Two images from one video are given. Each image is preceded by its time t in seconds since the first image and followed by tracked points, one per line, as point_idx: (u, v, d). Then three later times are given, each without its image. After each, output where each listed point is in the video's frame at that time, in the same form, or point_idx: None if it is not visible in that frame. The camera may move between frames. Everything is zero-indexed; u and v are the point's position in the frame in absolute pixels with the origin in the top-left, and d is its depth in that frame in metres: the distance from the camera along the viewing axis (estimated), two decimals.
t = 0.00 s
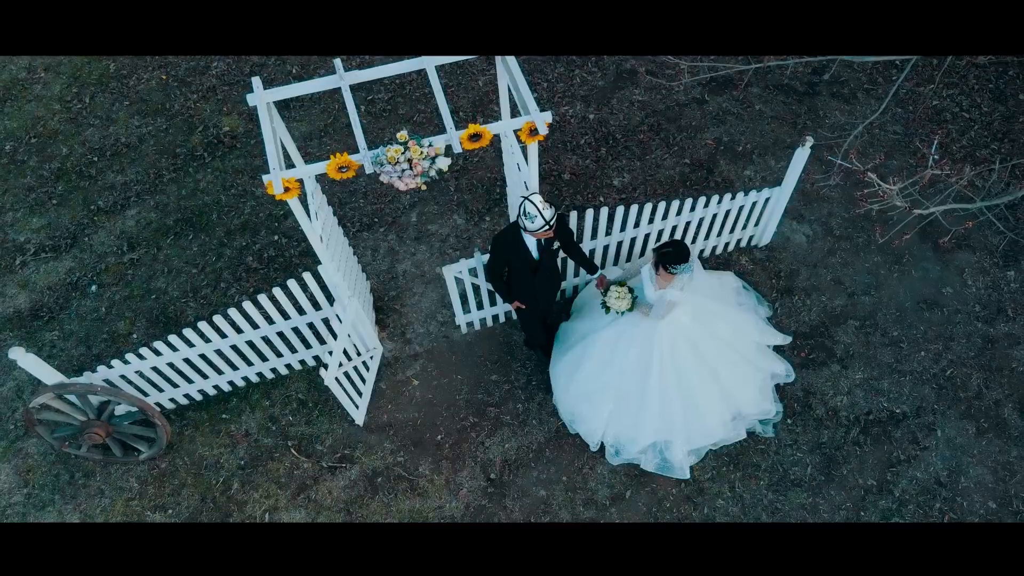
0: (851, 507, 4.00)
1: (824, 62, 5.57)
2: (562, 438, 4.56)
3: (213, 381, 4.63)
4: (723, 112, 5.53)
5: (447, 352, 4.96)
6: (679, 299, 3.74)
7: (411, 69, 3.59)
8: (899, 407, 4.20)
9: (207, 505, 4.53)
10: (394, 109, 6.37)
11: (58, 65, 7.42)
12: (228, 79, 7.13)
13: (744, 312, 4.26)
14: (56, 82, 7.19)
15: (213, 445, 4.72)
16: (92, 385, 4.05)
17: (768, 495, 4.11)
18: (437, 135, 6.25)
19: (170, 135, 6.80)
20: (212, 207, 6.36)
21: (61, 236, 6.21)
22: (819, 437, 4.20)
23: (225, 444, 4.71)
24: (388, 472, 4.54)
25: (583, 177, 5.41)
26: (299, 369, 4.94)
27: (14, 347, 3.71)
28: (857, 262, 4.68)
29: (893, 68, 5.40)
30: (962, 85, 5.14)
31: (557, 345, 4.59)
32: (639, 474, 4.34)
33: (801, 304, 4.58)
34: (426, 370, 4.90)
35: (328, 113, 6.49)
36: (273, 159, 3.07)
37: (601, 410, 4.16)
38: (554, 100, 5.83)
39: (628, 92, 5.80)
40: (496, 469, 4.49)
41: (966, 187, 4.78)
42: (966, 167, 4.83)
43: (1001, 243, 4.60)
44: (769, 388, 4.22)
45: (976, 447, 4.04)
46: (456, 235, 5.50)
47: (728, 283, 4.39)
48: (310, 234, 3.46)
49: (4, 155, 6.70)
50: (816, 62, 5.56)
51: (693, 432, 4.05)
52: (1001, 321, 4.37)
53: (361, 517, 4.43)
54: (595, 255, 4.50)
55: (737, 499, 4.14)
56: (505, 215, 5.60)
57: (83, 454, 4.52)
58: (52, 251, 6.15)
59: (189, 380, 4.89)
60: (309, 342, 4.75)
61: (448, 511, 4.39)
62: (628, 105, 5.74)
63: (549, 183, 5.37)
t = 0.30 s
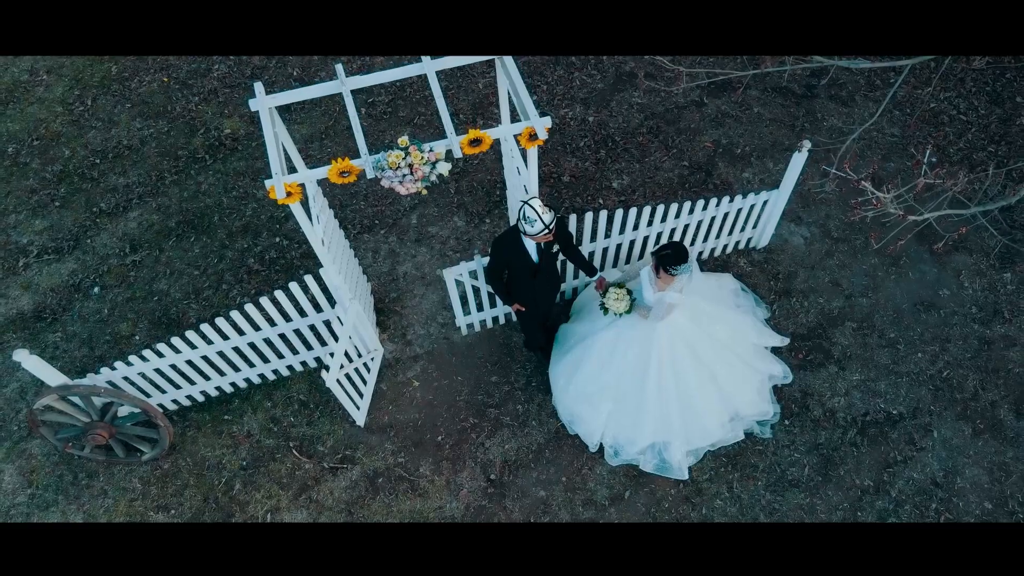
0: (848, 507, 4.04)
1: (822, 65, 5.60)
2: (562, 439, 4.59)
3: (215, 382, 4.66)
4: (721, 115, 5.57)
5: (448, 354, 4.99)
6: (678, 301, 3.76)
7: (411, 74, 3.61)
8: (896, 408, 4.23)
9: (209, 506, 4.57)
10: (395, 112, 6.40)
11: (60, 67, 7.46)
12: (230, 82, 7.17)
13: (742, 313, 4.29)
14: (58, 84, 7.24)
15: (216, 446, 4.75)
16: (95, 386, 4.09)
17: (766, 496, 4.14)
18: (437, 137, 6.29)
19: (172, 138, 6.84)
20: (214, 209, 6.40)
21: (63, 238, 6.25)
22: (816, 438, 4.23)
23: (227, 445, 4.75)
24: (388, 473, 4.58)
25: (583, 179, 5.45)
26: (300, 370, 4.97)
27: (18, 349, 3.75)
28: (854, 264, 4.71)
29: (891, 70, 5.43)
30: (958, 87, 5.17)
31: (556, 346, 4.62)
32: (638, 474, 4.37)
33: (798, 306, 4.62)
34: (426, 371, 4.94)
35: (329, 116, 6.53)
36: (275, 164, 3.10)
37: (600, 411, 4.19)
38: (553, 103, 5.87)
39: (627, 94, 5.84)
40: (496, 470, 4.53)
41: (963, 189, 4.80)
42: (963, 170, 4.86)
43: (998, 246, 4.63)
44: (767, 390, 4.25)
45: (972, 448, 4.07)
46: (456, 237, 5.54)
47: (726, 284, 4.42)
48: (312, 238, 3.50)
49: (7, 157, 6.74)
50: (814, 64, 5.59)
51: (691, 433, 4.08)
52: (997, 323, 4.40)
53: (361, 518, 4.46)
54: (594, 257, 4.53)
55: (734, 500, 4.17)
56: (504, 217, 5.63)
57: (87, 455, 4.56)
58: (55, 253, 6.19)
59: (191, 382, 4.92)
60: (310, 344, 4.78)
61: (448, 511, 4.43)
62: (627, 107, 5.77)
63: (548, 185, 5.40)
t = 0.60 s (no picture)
0: (843, 500, 4.09)
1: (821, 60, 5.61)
2: (561, 433, 4.64)
3: (218, 377, 4.71)
4: (720, 111, 5.59)
5: (448, 348, 5.04)
6: (676, 297, 3.80)
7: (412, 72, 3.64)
8: (892, 402, 4.28)
9: (213, 499, 4.63)
10: (395, 107, 6.43)
11: (62, 63, 7.48)
12: (231, 78, 7.19)
13: (740, 309, 4.33)
14: (59, 79, 7.26)
15: (219, 440, 4.81)
16: (100, 381, 4.14)
17: (763, 489, 4.20)
18: (437, 133, 6.32)
19: (173, 133, 6.87)
20: (216, 205, 6.44)
21: (66, 233, 6.29)
22: (812, 432, 4.28)
23: (230, 439, 4.81)
24: (390, 466, 4.64)
25: (582, 174, 5.48)
26: (303, 365, 5.02)
27: (24, 344, 3.79)
28: (852, 259, 4.74)
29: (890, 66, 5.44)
30: (957, 83, 5.18)
31: (556, 341, 4.67)
32: (636, 468, 4.43)
33: (796, 301, 4.66)
34: (427, 366, 4.99)
35: (330, 112, 6.55)
36: (278, 163, 3.14)
37: (600, 405, 4.24)
38: (553, 98, 5.89)
39: (627, 90, 5.86)
40: (496, 463, 4.58)
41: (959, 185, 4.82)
42: (960, 166, 4.89)
43: (994, 241, 4.65)
44: (764, 384, 4.30)
45: (966, 441, 4.12)
46: (456, 233, 5.57)
47: (724, 280, 4.46)
48: (315, 235, 3.54)
49: (10, 153, 6.77)
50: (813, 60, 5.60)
51: (689, 427, 4.14)
52: (992, 318, 4.43)
53: (363, 510, 4.52)
54: (593, 253, 4.56)
55: (732, 493, 4.22)
56: (504, 213, 5.66)
57: (92, 449, 4.62)
58: (58, 248, 6.23)
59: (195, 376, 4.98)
60: (313, 339, 4.83)
61: (449, 504, 4.48)
62: (626, 103, 5.79)
63: (548, 181, 5.43)
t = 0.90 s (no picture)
0: (838, 492, 4.16)
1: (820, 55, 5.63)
2: (561, 426, 4.71)
3: (223, 371, 4.77)
4: (719, 106, 5.62)
5: (449, 343, 5.10)
6: (674, 294, 3.85)
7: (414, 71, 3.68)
8: (887, 395, 4.33)
9: (218, 491, 4.71)
10: (396, 103, 6.46)
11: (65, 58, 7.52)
12: (232, 73, 7.22)
13: (737, 304, 4.38)
14: (62, 74, 7.29)
15: (224, 433, 4.89)
16: (107, 376, 4.21)
17: (759, 481, 4.27)
18: (437, 128, 6.35)
19: (176, 129, 6.91)
20: (218, 200, 6.49)
21: (70, 228, 6.35)
22: (809, 425, 4.34)
23: (235, 432, 4.88)
24: (392, 459, 4.71)
25: (582, 170, 5.52)
26: (305, 359, 5.09)
27: (31, 339, 3.85)
28: (848, 254, 4.79)
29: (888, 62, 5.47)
30: (954, 78, 5.20)
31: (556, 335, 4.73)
32: (635, 460, 4.50)
33: (793, 295, 4.71)
34: (428, 360, 5.05)
35: (331, 107, 6.59)
36: (282, 162, 3.19)
37: (599, 399, 4.31)
38: (553, 93, 5.92)
39: (626, 85, 5.88)
40: (497, 456, 4.65)
41: (955, 180, 4.85)
42: (957, 161, 4.91)
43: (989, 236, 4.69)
44: (761, 377, 4.36)
45: (960, 434, 4.18)
46: (457, 228, 5.62)
47: (722, 275, 4.50)
48: (317, 232, 3.59)
49: (14, 148, 6.82)
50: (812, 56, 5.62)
51: (687, 420, 4.20)
52: (987, 313, 4.47)
53: (366, 502, 4.60)
54: (592, 248, 4.61)
55: (728, 485, 4.29)
56: (505, 208, 5.70)
57: (99, 442, 4.70)
58: (63, 243, 6.29)
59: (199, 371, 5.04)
60: (315, 333, 4.89)
61: (450, 496, 4.56)
62: (626, 98, 5.82)
63: (548, 176, 5.48)
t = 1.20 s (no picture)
0: (831, 485, 4.25)
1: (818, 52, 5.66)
2: (560, 420, 4.81)
3: (229, 367, 4.87)
4: (717, 104, 5.68)
5: (451, 339, 5.19)
6: (670, 291, 3.93)
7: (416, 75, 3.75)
8: (879, 390, 4.42)
9: (226, 484, 4.82)
10: (397, 101, 6.52)
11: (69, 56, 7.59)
12: (235, 70, 7.28)
13: (733, 300, 4.46)
14: (66, 72, 7.37)
15: (230, 427, 5.00)
16: (116, 372, 4.30)
17: (754, 474, 4.36)
18: (438, 125, 6.42)
19: (180, 126, 6.99)
20: (223, 198, 6.57)
21: (77, 226, 6.45)
22: (803, 419, 4.43)
23: (241, 426, 4.99)
24: (395, 453, 4.81)
25: (581, 167, 5.58)
26: (310, 355, 5.18)
27: (43, 337, 3.95)
28: (843, 251, 4.86)
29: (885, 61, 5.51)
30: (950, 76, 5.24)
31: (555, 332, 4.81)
32: (632, 454, 4.59)
33: (788, 292, 4.78)
34: (430, 356, 5.14)
35: (334, 105, 6.66)
36: (288, 166, 3.27)
37: (597, 394, 4.40)
38: (553, 91, 5.98)
39: (625, 83, 5.94)
40: (497, 450, 4.76)
41: (950, 178, 4.91)
42: (951, 159, 4.96)
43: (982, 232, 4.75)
44: (756, 373, 4.44)
45: (950, 428, 4.26)
46: (458, 225, 5.70)
47: (719, 272, 4.58)
48: (322, 233, 3.66)
49: (20, 146, 6.91)
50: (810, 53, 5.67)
51: (683, 415, 4.29)
52: (979, 309, 4.54)
53: (370, 495, 4.71)
54: (591, 246, 4.68)
55: (724, 478, 4.39)
56: (505, 205, 5.78)
57: (108, 437, 4.81)
58: (70, 240, 6.39)
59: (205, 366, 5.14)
60: (319, 330, 4.98)
61: (452, 489, 4.67)
62: (625, 96, 5.88)
63: (548, 174, 5.55)
